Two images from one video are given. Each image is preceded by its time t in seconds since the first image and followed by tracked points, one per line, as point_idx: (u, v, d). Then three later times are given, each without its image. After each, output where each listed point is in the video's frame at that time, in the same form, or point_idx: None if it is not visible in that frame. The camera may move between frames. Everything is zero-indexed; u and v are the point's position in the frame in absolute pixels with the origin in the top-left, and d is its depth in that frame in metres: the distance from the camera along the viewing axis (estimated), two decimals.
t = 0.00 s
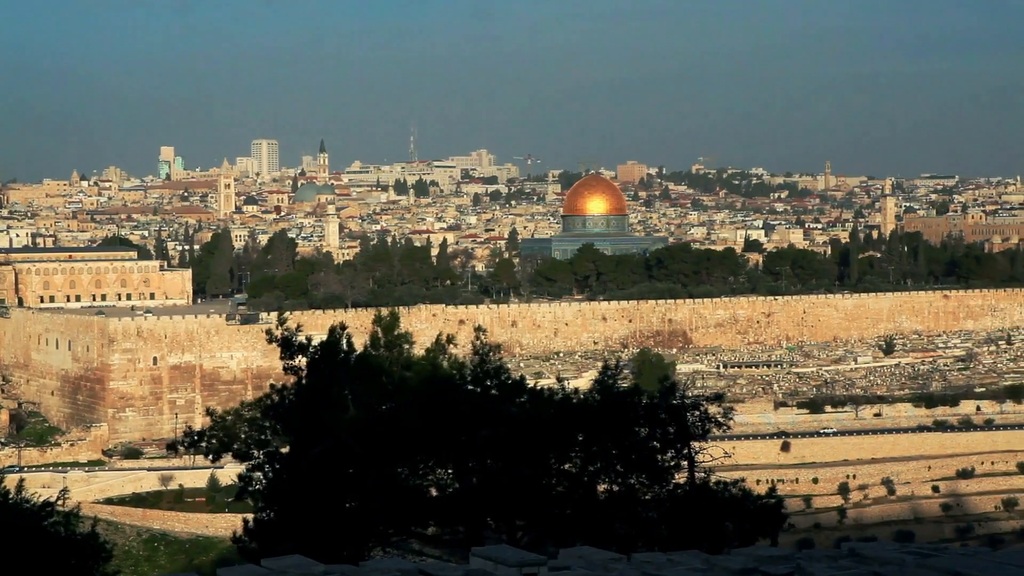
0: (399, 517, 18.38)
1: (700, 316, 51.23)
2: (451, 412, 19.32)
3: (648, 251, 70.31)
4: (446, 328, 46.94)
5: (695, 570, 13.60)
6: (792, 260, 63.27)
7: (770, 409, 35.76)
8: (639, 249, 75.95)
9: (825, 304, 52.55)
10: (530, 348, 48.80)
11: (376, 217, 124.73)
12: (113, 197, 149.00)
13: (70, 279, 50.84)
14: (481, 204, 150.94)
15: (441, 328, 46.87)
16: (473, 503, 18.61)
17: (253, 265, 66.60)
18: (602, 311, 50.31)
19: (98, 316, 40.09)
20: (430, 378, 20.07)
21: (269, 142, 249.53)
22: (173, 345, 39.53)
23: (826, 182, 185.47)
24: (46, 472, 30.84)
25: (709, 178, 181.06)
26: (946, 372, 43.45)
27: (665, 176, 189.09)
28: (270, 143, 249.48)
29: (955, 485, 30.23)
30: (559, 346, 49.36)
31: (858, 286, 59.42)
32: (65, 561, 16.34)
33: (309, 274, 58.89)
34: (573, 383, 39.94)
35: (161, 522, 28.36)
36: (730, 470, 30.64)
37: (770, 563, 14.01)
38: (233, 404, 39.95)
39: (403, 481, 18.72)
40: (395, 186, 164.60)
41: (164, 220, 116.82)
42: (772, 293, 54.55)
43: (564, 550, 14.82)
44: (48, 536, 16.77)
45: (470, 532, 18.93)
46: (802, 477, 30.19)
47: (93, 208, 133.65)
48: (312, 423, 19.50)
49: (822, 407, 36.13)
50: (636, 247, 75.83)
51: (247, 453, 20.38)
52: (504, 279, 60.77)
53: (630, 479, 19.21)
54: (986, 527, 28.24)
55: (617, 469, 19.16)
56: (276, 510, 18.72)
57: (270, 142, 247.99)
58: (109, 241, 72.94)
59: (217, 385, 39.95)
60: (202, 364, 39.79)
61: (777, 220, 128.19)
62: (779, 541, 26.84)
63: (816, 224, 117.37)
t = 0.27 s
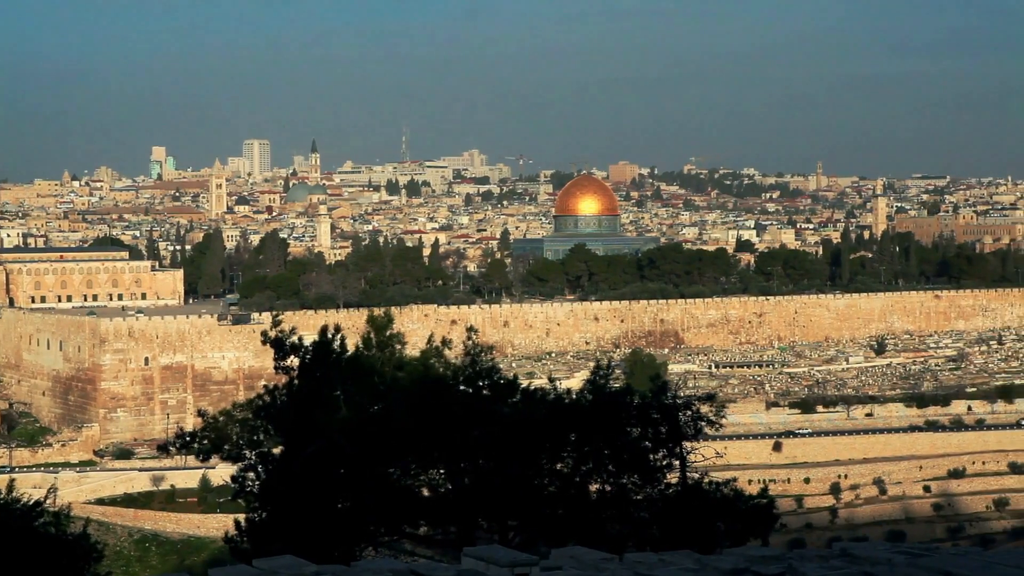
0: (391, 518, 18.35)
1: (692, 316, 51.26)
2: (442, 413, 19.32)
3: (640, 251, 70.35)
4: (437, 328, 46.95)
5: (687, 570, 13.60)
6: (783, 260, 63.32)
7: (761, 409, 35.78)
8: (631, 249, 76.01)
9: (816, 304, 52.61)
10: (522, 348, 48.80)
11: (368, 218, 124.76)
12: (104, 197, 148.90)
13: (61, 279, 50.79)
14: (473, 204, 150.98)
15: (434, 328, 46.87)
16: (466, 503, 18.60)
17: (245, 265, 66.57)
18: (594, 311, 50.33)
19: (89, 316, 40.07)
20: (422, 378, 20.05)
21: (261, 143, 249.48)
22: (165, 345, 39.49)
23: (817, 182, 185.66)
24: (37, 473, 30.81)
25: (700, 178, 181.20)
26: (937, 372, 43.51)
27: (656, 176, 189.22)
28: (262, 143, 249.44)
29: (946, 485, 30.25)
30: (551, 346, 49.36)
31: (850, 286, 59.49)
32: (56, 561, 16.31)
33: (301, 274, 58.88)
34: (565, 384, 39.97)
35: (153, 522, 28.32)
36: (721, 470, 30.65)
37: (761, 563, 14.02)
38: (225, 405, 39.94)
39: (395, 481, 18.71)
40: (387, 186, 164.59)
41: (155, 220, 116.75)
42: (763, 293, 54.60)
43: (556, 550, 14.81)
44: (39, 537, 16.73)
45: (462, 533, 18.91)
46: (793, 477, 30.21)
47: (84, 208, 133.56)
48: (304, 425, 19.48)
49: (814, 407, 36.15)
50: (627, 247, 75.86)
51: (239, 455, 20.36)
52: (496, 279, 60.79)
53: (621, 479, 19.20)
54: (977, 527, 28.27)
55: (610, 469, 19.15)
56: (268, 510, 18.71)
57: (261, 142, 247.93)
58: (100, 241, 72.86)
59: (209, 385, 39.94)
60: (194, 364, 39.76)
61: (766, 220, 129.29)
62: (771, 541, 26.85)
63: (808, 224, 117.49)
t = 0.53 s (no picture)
0: (382, 518, 18.36)
1: (682, 316, 51.31)
2: (433, 413, 19.32)
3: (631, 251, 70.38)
4: (428, 328, 46.95)
5: (677, 569, 13.61)
6: (774, 261, 63.37)
7: (752, 409, 35.81)
8: (622, 249, 76.03)
9: (807, 304, 52.66)
10: (513, 349, 48.80)
11: (359, 218, 124.77)
12: (95, 197, 148.74)
13: (51, 279, 50.74)
14: (464, 204, 151.00)
15: (424, 328, 46.88)
16: (456, 504, 18.61)
17: (236, 266, 66.52)
18: (585, 311, 50.35)
19: (79, 317, 40.03)
20: (412, 378, 20.05)
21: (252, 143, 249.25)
22: (156, 346, 39.46)
23: (808, 183, 185.79)
24: (27, 473, 30.78)
25: (691, 179, 181.23)
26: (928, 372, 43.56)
27: (647, 177, 189.29)
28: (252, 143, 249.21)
29: (937, 484, 30.28)
30: (542, 346, 49.37)
31: (840, 286, 59.56)
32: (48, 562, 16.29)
33: (292, 275, 58.86)
34: (556, 384, 39.98)
35: (143, 523, 28.31)
36: (712, 470, 30.68)
37: (752, 562, 14.02)
38: (215, 405, 39.91)
39: (385, 481, 18.71)
40: (377, 186, 164.54)
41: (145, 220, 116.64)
42: (754, 293, 54.64)
43: (547, 550, 14.80)
44: (30, 537, 16.72)
45: (453, 533, 18.91)
46: (784, 477, 30.23)
47: (74, 209, 133.42)
48: (295, 425, 19.48)
49: (804, 407, 36.18)
50: (618, 248, 75.88)
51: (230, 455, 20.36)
52: (487, 278, 60.79)
53: (612, 479, 19.19)
54: (967, 527, 28.29)
55: (600, 470, 19.15)
56: (258, 510, 18.71)
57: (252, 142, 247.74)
58: (92, 241, 72.78)
59: (199, 385, 39.91)
60: (184, 365, 39.74)
61: (759, 220, 131.01)
62: (761, 541, 26.86)
63: (799, 224, 117.59)
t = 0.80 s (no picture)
0: (375, 518, 18.35)
1: (674, 316, 51.31)
2: (425, 413, 19.30)
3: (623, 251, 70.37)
4: (420, 327, 46.92)
5: (669, 569, 13.60)
6: (766, 260, 63.37)
7: (743, 409, 35.82)
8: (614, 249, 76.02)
9: (798, 304, 52.69)
10: (505, 348, 48.78)
11: (351, 217, 124.70)
12: (86, 197, 148.56)
13: (42, 279, 50.68)
14: (456, 204, 150.94)
15: (416, 327, 46.85)
16: (448, 503, 18.59)
17: (227, 265, 66.45)
18: (577, 311, 50.35)
19: (71, 316, 39.98)
20: (405, 377, 20.03)
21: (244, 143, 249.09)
22: (147, 345, 39.41)
23: (800, 182, 185.83)
24: (18, 473, 30.76)
25: (683, 178, 181.24)
26: (919, 372, 43.56)
27: (639, 176, 189.30)
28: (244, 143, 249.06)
29: (928, 484, 30.29)
30: (534, 346, 49.36)
31: (832, 286, 59.59)
32: (38, 562, 16.27)
33: (283, 274, 58.81)
34: (548, 384, 39.98)
35: (135, 523, 28.29)
36: (703, 470, 30.70)
37: (743, 562, 14.03)
38: (207, 405, 39.87)
39: (378, 481, 18.70)
40: (369, 186, 164.44)
41: (136, 220, 116.51)
42: (746, 292, 54.64)
43: (539, 550, 14.79)
44: (21, 537, 16.70)
45: (445, 532, 18.91)
46: (776, 477, 30.24)
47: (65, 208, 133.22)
48: (288, 425, 19.46)
49: (796, 406, 36.19)
50: (610, 247, 75.86)
51: (222, 454, 20.35)
52: (479, 278, 60.77)
53: (604, 479, 19.18)
54: (958, 527, 28.30)
55: (593, 469, 19.12)
56: (251, 511, 18.70)
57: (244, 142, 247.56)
58: (83, 241, 72.70)
59: (191, 385, 39.87)
60: (176, 364, 39.69)
61: (750, 219, 129.31)
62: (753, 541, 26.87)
63: (790, 223, 117.62)
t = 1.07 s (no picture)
0: (366, 519, 18.32)
1: (665, 316, 51.34)
2: (417, 413, 19.27)
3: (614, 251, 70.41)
4: (412, 328, 46.92)
5: (661, 570, 13.60)
6: (757, 260, 63.43)
7: (734, 409, 35.84)
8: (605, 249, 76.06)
9: (790, 304, 52.74)
10: (496, 349, 48.78)
11: (342, 218, 124.68)
12: (77, 197, 148.45)
13: (32, 279, 50.64)
14: (446, 204, 150.95)
15: (407, 328, 46.84)
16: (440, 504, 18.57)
17: (219, 266, 66.40)
18: (568, 311, 50.35)
19: (61, 317, 39.93)
20: (396, 378, 20.01)
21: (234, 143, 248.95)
22: (138, 346, 39.36)
23: (790, 182, 186.00)
24: (9, 474, 30.73)
25: (674, 179, 181.37)
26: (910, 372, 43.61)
27: (630, 177, 189.43)
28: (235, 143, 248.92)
29: (919, 484, 30.32)
30: (525, 346, 49.37)
31: (823, 286, 59.67)
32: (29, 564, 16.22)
33: (274, 274, 58.80)
34: (539, 384, 39.99)
35: (125, 523, 28.25)
36: (694, 470, 30.73)
37: (735, 562, 14.03)
38: (197, 405, 39.83)
39: (369, 481, 18.68)
40: (360, 186, 164.41)
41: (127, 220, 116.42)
42: (737, 292, 54.68)
43: (530, 551, 14.79)
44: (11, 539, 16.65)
45: (436, 533, 18.88)
46: (767, 477, 30.26)
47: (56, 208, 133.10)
48: (280, 426, 19.43)
49: (787, 407, 36.21)
50: (601, 248, 75.88)
51: (213, 455, 20.32)
52: (470, 278, 60.78)
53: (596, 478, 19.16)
54: (949, 526, 28.33)
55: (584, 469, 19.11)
56: (242, 513, 18.68)
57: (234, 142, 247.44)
58: (75, 241, 72.64)
59: (182, 385, 39.82)
60: (166, 365, 39.65)
61: (742, 219, 131.49)
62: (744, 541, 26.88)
63: (781, 224, 117.75)
